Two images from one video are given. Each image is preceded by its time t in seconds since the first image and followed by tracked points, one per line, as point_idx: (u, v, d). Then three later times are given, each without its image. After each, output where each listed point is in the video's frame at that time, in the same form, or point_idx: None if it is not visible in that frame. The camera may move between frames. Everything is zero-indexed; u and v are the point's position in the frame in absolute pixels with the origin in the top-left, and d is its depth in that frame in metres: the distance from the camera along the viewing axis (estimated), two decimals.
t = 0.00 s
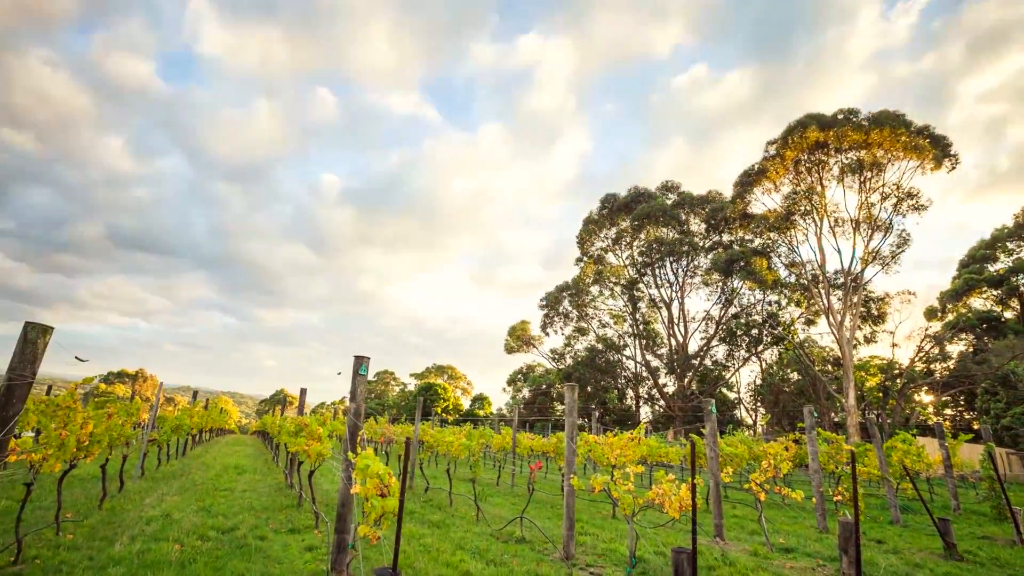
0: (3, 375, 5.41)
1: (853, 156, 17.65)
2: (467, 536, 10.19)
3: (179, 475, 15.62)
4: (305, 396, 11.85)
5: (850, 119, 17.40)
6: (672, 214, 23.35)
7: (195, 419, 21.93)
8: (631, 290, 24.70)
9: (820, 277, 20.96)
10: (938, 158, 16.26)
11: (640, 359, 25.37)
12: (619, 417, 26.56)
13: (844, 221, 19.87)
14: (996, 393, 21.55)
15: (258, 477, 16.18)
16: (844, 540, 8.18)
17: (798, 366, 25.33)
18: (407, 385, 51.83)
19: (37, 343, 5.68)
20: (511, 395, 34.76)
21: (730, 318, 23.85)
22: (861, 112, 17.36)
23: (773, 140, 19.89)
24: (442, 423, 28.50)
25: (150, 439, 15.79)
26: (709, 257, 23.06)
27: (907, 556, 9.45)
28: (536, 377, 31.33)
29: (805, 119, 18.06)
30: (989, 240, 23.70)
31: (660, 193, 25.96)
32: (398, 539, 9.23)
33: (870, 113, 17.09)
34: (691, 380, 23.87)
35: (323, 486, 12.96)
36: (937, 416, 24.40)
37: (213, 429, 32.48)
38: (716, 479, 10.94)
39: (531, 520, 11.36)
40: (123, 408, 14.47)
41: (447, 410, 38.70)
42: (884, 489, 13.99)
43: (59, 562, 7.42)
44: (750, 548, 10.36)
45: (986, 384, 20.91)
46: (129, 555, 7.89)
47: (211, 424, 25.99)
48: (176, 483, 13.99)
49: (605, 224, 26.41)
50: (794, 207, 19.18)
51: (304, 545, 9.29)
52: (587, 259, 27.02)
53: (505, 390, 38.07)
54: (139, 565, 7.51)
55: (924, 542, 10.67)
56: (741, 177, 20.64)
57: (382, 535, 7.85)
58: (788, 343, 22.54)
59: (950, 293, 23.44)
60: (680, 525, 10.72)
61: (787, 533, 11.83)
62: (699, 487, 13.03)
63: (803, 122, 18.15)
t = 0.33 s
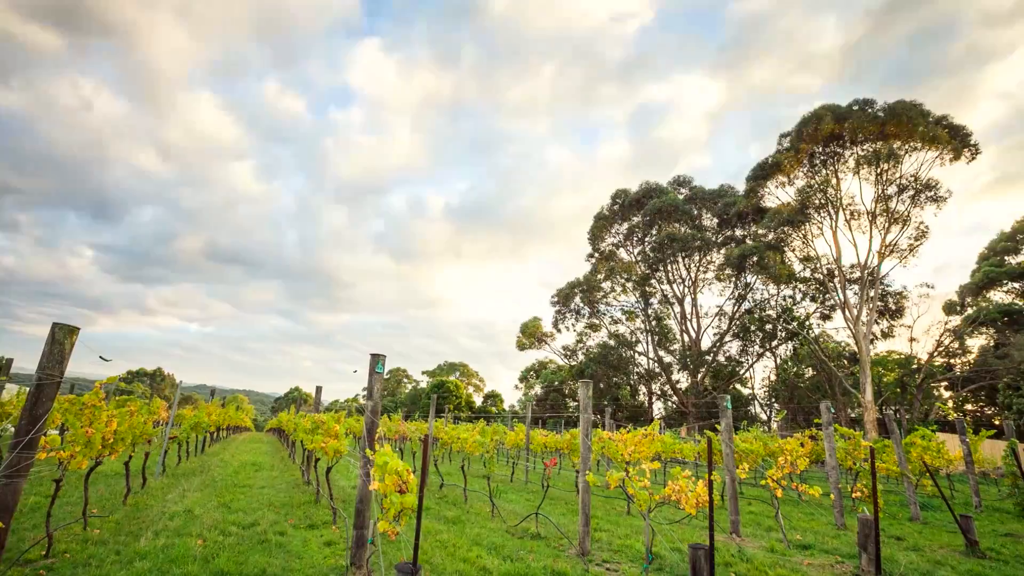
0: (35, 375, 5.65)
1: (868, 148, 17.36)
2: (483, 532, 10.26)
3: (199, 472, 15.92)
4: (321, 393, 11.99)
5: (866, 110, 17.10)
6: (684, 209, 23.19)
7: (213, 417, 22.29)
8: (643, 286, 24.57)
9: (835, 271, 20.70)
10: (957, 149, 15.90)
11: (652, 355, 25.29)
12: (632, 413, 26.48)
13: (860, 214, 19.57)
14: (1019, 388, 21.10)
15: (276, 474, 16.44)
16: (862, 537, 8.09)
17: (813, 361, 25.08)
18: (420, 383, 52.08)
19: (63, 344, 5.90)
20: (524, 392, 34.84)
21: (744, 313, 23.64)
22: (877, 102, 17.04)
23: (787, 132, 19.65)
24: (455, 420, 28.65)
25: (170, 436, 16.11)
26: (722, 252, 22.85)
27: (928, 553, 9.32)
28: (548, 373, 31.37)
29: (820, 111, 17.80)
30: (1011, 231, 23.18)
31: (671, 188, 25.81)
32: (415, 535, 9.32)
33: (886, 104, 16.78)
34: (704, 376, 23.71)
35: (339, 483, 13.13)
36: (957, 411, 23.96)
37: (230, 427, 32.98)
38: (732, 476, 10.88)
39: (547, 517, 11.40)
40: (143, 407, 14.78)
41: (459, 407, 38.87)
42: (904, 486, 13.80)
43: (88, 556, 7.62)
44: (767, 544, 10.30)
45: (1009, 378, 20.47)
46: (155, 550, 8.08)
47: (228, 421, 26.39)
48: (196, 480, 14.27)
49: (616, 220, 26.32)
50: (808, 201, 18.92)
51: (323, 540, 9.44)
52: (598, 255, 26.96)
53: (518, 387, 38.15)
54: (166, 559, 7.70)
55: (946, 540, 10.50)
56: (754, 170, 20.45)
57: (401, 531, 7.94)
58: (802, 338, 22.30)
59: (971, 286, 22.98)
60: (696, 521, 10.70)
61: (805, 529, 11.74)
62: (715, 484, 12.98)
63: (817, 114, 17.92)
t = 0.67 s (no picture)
0: (63, 375, 5.82)
1: (885, 139, 17.05)
2: (499, 528, 10.33)
3: (218, 468, 16.19)
4: (337, 391, 12.13)
5: (882, 100, 16.79)
6: (696, 204, 23.01)
7: (230, 415, 22.63)
8: (655, 282, 24.44)
9: (851, 265, 20.41)
10: (977, 138, 15.53)
11: (665, 351, 25.19)
12: (644, 410, 26.41)
13: (877, 207, 19.27)
14: None
15: (292, 470, 16.66)
16: (882, 534, 8.02)
17: (828, 356, 24.80)
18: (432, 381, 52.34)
19: (89, 345, 6.06)
20: (536, 388, 34.89)
21: (758, 309, 23.44)
22: (893, 92, 16.72)
23: (801, 125, 19.40)
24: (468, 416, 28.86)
25: (190, 433, 16.40)
26: (735, 247, 22.63)
27: (949, 551, 9.21)
28: (560, 370, 31.36)
29: (834, 102, 17.56)
30: None
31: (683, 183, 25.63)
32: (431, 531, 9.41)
33: (903, 94, 16.44)
34: (718, 372, 23.55)
35: (356, 479, 13.29)
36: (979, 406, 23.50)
37: (246, 425, 33.43)
38: (748, 472, 10.82)
39: (562, 512, 11.44)
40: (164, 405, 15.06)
41: (471, 404, 39.04)
42: (924, 482, 13.61)
43: (114, 551, 7.80)
44: (784, 541, 10.24)
45: None
46: (178, 544, 8.25)
47: (244, 419, 26.76)
48: (216, 477, 14.51)
49: (628, 216, 26.22)
50: (823, 194, 18.63)
51: (341, 535, 9.57)
52: (610, 251, 26.89)
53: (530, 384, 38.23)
54: (189, 553, 7.86)
55: (968, 537, 10.34)
56: (767, 164, 20.23)
57: (420, 526, 8.04)
58: (818, 333, 22.03)
59: (992, 279, 22.47)
60: (711, 517, 10.67)
61: (822, 526, 11.63)
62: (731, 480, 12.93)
63: (832, 105, 17.65)
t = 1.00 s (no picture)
0: (89, 374, 5.96)
1: (902, 130, 16.74)
2: (514, 524, 10.39)
3: (236, 465, 16.44)
4: (353, 389, 12.26)
5: (900, 90, 16.48)
6: (708, 199, 22.80)
7: (247, 413, 22.98)
8: (667, 277, 24.28)
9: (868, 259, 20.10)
10: (998, 128, 15.17)
11: (678, 347, 25.05)
12: (657, 406, 26.31)
13: (894, 199, 18.94)
14: None
15: (309, 467, 16.88)
16: (902, 531, 7.93)
17: (844, 351, 24.50)
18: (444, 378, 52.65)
19: (113, 345, 6.20)
20: (548, 385, 34.92)
21: (772, 304, 23.21)
22: (911, 82, 16.40)
23: (816, 117, 19.13)
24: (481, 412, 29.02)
25: (208, 431, 16.70)
26: (749, 241, 22.39)
27: (972, 548, 9.08)
28: (572, 367, 31.35)
29: (850, 94, 17.28)
30: None
31: (695, 177, 25.42)
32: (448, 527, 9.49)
33: (922, 84, 16.12)
34: (732, 367, 23.37)
35: (371, 475, 13.42)
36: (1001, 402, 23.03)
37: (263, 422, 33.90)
38: (764, 468, 10.75)
39: (577, 509, 11.46)
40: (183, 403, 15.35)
41: (484, 401, 39.21)
42: (944, 479, 13.40)
43: (139, 545, 7.97)
44: (802, 538, 10.17)
45: None
46: (200, 540, 8.39)
47: (260, 416, 27.16)
48: (234, 473, 14.75)
49: (639, 211, 26.07)
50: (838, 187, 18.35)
51: (359, 531, 9.67)
52: (622, 248, 26.81)
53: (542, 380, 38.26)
54: (212, 548, 8.02)
55: (991, 535, 10.17)
56: (781, 156, 19.99)
57: (438, 522, 8.11)
58: (834, 328, 21.75)
59: (1014, 271, 21.99)
60: (727, 514, 10.62)
61: (841, 523, 11.52)
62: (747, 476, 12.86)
63: (848, 96, 17.36)
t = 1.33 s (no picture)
0: (114, 373, 6.09)
1: (920, 120, 16.41)
2: (530, 520, 10.44)
3: (254, 461, 16.70)
4: (368, 387, 12.35)
5: (918, 80, 16.14)
6: (721, 193, 22.59)
7: (263, 411, 23.33)
8: (680, 273, 24.12)
9: (885, 252, 19.78)
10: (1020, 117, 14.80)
11: (691, 343, 24.90)
12: (670, 402, 26.20)
13: (912, 191, 18.61)
14: None
15: (325, 463, 17.08)
16: (924, 528, 7.84)
17: (861, 345, 24.17)
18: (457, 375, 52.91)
19: (137, 344, 6.32)
20: (560, 381, 34.93)
21: (786, 299, 22.97)
22: (930, 71, 16.05)
23: (831, 108, 18.85)
24: (493, 409, 29.17)
25: (227, 428, 16.98)
26: (762, 236, 22.14)
27: (995, 546, 8.94)
28: (584, 363, 31.29)
29: (866, 84, 16.96)
30: None
31: (707, 171, 25.21)
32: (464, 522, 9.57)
33: (941, 73, 15.77)
34: (745, 363, 23.16)
35: (387, 472, 13.53)
36: None
37: (278, 420, 34.31)
38: (781, 464, 10.66)
39: (592, 505, 11.47)
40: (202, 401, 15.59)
41: (496, 397, 39.32)
42: (965, 476, 13.19)
43: (164, 540, 8.14)
44: (820, 534, 10.08)
45: None
46: (222, 535, 8.55)
47: (275, 414, 27.50)
48: (252, 470, 14.99)
49: (650, 207, 25.91)
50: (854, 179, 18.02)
51: (376, 527, 9.77)
52: (633, 243, 26.69)
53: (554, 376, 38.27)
54: (233, 543, 8.15)
55: (1015, 533, 10.00)
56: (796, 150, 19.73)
57: (456, 518, 8.19)
58: (850, 323, 21.45)
59: None
60: (744, 510, 10.56)
61: (860, 520, 11.40)
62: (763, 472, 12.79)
63: (864, 87, 17.06)
